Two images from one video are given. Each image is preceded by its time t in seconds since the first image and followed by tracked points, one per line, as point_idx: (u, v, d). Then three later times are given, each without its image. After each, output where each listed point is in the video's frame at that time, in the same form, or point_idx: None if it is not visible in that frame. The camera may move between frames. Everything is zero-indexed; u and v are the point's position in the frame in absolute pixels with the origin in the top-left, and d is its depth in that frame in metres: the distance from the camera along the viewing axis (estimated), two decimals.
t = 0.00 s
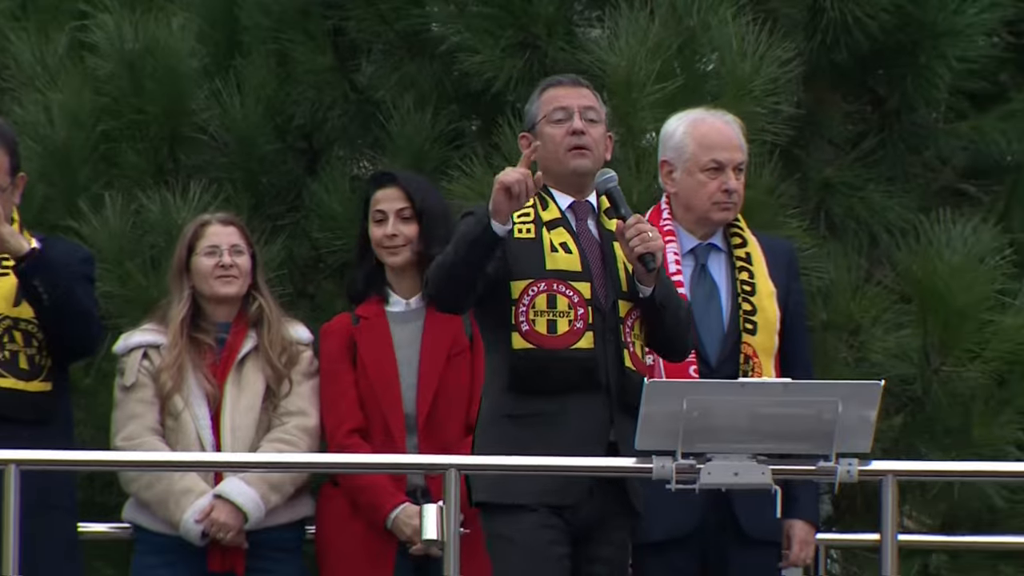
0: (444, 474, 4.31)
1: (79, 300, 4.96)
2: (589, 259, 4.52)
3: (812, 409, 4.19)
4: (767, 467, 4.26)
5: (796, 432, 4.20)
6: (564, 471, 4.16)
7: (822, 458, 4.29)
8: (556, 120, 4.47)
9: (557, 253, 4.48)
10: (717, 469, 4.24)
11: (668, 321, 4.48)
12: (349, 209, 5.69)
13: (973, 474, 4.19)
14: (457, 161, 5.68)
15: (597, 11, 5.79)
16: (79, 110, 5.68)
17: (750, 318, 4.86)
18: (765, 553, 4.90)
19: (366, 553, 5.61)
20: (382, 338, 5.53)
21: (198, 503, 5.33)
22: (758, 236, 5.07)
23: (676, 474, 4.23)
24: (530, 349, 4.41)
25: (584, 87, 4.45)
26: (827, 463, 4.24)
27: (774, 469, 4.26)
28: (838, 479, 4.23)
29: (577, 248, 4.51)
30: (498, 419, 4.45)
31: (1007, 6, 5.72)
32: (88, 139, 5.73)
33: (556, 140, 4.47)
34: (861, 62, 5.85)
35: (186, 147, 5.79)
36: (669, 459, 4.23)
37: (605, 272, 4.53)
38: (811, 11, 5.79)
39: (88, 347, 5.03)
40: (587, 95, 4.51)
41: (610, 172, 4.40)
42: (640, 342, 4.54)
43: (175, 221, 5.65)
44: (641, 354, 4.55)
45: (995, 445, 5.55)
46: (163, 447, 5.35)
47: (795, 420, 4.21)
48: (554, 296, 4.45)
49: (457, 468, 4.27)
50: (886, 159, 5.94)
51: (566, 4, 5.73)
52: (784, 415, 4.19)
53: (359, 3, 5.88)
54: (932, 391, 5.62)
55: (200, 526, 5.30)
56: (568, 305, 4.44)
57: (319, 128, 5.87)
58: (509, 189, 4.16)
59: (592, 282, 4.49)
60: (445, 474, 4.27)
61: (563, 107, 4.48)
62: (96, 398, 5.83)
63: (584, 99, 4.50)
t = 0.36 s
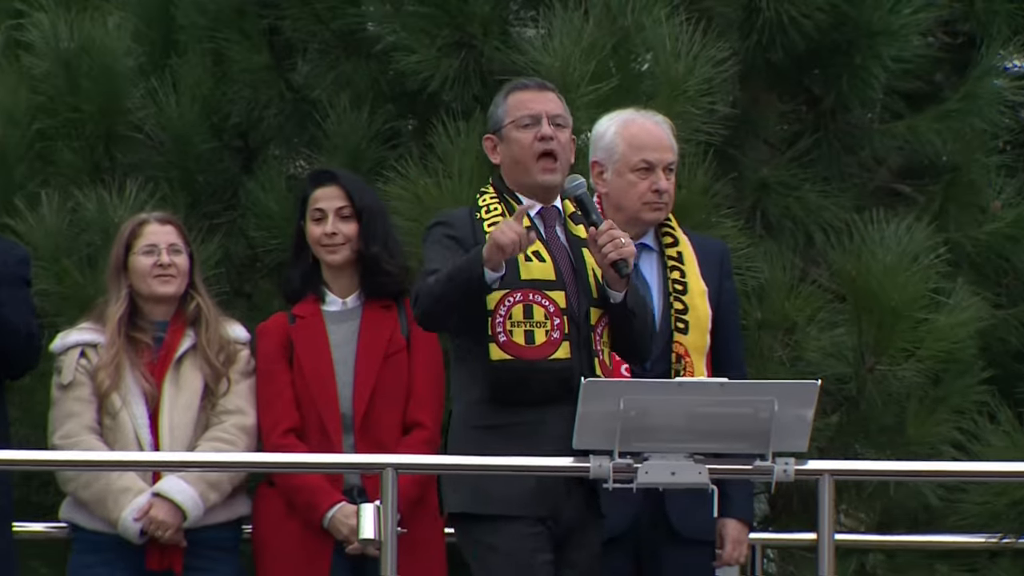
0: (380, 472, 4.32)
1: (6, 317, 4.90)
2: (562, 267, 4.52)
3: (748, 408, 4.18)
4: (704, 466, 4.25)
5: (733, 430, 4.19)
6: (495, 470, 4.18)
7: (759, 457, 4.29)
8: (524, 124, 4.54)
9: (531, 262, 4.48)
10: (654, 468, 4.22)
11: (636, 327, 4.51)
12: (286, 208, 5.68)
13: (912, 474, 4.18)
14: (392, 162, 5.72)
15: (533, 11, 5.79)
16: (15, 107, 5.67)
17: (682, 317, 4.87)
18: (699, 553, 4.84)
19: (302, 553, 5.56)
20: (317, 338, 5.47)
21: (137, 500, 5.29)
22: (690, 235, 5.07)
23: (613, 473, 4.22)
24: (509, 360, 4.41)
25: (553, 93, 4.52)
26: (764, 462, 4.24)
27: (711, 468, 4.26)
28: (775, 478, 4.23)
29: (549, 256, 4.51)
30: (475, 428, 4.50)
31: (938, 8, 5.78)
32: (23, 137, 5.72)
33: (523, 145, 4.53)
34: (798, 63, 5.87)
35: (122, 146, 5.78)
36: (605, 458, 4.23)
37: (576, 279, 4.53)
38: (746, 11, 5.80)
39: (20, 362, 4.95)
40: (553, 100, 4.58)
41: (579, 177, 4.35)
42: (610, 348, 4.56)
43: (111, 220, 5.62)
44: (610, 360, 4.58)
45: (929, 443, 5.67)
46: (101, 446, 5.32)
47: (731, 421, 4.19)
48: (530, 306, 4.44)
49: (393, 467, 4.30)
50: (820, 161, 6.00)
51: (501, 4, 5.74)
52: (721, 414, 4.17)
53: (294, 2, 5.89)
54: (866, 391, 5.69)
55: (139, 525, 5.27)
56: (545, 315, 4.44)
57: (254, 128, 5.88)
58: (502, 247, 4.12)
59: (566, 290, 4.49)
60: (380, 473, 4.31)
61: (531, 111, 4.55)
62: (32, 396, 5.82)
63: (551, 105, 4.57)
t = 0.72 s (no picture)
0: (318, 471, 4.32)
1: None
2: (543, 266, 4.57)
3: (685, 405, 4.15)
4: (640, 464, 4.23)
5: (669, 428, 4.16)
6: (428, 468, 4.20)
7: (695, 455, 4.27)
8: (502, 123, 4.60)
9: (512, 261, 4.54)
10: (591, 466, 4.20)
11: (618, 325, 4.54)
12: (223, 206, 5.68)
13: (845, 472, 4.22)
14: (330, 160, 5.74)
15: (471, 9, 5.84)
16: None
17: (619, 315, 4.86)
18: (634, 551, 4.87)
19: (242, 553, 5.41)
20: (254, 336, 5.40)
21: (74, 500, 5.24)
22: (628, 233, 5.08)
23: (550, 472, 4.20)
24: (492, 359, 4.42)
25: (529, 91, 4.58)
26: (700, 460, 4.23)
27: (647, 466, 4.24)
28: (712, 475, 4.21)
29: (530, 254, 4.56)
30: (455, 427, 4.53)
31: (873, 8, 5.86)
32: None
33: (502, 143, 4.59)
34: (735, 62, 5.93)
35: (59, 144, 5.78)
36: (543, 456, 4.21)
37: (558, 277, 4.57)
38: (683, 10, 5.84)
39: None
40: (529, 98, 4.65)
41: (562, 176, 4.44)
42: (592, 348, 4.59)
43: (47, 218, 5.58)
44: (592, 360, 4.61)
45: (865, 440, 5.71)
46: (37, 444, 5.25)
47: (667, 418, 4.17)
48: (513, 305, 4.46)
49: (331, 464, 4.29)
50: (757, 159, 6.04)
51: (439, 2, 5.77)
52: (659, 411, 4.15)
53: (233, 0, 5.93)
54: (804, 387, 5.73)
55: (76, 524, 5.22)
56: (527, 314, 4.46)
57: (192, 126, 5.86)
58: (482, 284, 4.11)
59: (547, 287, 4.53)
60: (317, 470, 4.30)
61: (508, 110, 4.61)
62: None
63: (528, 103, 4.63)
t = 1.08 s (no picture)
0: (264, 470, 4.34)
1: None
2: (529, 264, 4.64)
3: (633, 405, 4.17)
4: (587, 464, 4.24)
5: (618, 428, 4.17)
6: (370, 467, 4.23)
7: (642, 455, 4.29)
8: (500, 118, 4.67)
9: (493, 257, 4.62)
10: (537, 465, 4.20)
11: (606, 320, 4.62)
12: (169, 204, 5.69)
13: (788, 471, 4.24)
14: (276, 157, 5.76)
15: (419, 8, 5.88)
16: None
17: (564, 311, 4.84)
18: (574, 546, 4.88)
19: (186, 555, 5.32)
20: (201, 334, 5.38)
21: (22, 498, 5.20)
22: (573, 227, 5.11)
23: (497, 471, 4.20)
24: (466, 352, 4.57)
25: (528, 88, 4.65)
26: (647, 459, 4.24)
27: (594, 466, 4.24)
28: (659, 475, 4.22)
29: (515, 252, 4.63)
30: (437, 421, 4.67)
31: (819, 8, 5.93)
32: None
33: (498, 139, 4.67)
34: (681, 61, 5.98)
35: (4, 142, 5.73)
36: (490, 455, 4.22)
37: (547, 274, 4.64)
38: (630, 9, 5.86)
39: None
40: (530, 93, 4.71)
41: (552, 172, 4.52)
42: (580, 344, 4.65)
43: None
44: (582, 356, 4.66)
45: (812, 440, 5.71)
46: None
47: (614, 418, 4.18)
48: (489, 300, 4.58)
49: (277, 463, 4.31)
50: (703, 159, 6.03)
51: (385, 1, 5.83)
52: (607, 411, 4.16)
53: None
54: (751, 387, 5.71)
55: (24, 522, 5.19)
56: (504, 310, 4.57)
57: (138, 124, 5.86)
58: (442, 249, 4.31)
59: (530, 285, 4.60)
60: (265, 470, 4.33)
61: (506, 104, 4.68)
62: None
63: (527, 99, 4.69)
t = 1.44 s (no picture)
0: (214, 471, 4.22)
1: None
2: (542, 266, 4.32)
3: (584, 405, 3.98)
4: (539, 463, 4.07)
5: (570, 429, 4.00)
6: (322, 464, 4.14)
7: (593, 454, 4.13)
8: (522, 119, 4.34)
9: (502, 261, 4.30)
10: (489, 465, 4.03)
11: (619, 322, 4.24)
12: (120, 204, 5.83)
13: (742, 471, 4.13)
14: (228, 156, 5.90)
15: (370, 7, 5.97)
16: None
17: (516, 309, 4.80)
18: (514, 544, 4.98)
19: (135, 555, 5.05)
20: (152, 335, 5.21)
21: None
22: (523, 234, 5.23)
23: (448, 471, 4.06)
24: (473, 358, 4.28)
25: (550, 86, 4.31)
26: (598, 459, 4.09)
27: (545, 466, 4.08)
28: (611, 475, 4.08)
29: (527, 255, 4.31)
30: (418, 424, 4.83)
31: (769, 9, 6.18)
32: None
33: (519, 140, 4.34)
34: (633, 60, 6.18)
35: None
36: (440, 454, 4.07)
37: (561, 275, 4.31)
38: (581, 9, 6.08)
39: None
40: (555, 94, 4.36)
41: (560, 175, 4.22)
42: (596, 346, 4.30)
43: None
44: (601, 358, 4.32)
45: (765, 441, 5.72)
46: None
47: (566, 418, 4.00)
48: (497, 305, 4.27)
49: (229, 464, 4.20)
50: (655, 158, 6.23)
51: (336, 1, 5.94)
52: (559, 410, 3.98)
53: None
54: (704, 388, 5.70)
55: None
56: (510, 314, 4.26)
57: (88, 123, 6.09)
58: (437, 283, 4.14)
59: (539, 288, 4.29)
60: (214, 471, 4.21)
61: (528, 105, 4.34)
62: None
63: (551, 99, 4.35)
